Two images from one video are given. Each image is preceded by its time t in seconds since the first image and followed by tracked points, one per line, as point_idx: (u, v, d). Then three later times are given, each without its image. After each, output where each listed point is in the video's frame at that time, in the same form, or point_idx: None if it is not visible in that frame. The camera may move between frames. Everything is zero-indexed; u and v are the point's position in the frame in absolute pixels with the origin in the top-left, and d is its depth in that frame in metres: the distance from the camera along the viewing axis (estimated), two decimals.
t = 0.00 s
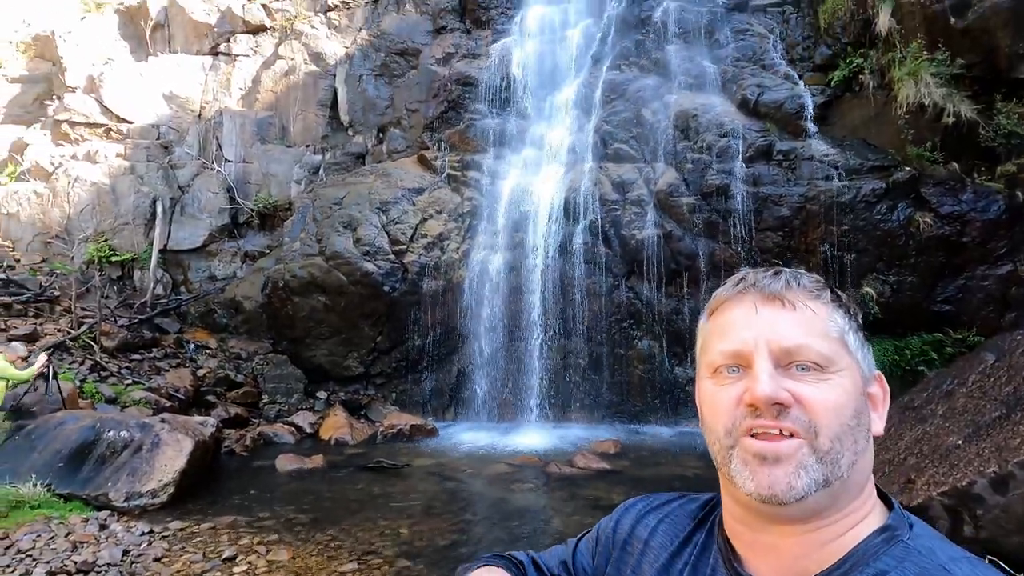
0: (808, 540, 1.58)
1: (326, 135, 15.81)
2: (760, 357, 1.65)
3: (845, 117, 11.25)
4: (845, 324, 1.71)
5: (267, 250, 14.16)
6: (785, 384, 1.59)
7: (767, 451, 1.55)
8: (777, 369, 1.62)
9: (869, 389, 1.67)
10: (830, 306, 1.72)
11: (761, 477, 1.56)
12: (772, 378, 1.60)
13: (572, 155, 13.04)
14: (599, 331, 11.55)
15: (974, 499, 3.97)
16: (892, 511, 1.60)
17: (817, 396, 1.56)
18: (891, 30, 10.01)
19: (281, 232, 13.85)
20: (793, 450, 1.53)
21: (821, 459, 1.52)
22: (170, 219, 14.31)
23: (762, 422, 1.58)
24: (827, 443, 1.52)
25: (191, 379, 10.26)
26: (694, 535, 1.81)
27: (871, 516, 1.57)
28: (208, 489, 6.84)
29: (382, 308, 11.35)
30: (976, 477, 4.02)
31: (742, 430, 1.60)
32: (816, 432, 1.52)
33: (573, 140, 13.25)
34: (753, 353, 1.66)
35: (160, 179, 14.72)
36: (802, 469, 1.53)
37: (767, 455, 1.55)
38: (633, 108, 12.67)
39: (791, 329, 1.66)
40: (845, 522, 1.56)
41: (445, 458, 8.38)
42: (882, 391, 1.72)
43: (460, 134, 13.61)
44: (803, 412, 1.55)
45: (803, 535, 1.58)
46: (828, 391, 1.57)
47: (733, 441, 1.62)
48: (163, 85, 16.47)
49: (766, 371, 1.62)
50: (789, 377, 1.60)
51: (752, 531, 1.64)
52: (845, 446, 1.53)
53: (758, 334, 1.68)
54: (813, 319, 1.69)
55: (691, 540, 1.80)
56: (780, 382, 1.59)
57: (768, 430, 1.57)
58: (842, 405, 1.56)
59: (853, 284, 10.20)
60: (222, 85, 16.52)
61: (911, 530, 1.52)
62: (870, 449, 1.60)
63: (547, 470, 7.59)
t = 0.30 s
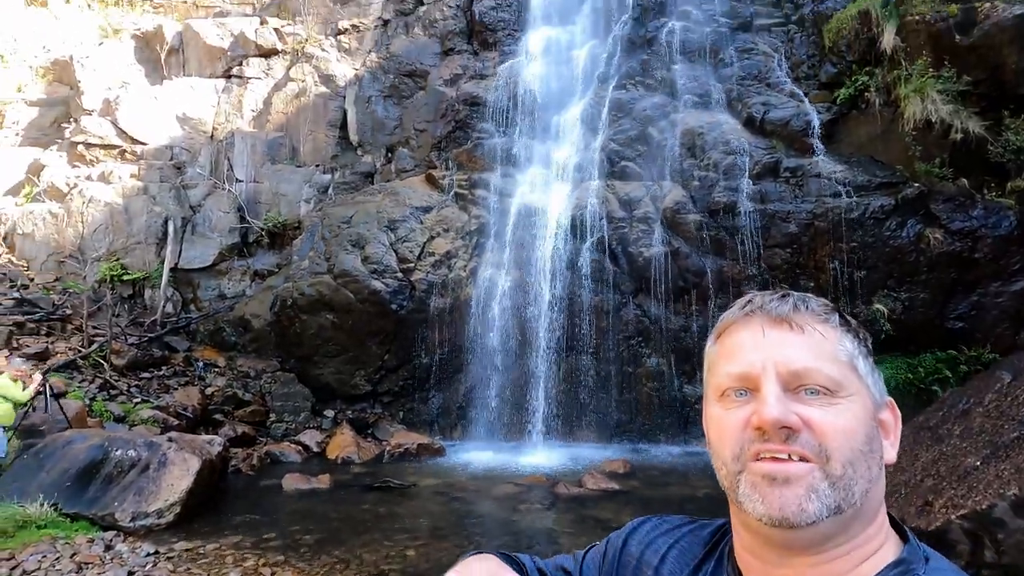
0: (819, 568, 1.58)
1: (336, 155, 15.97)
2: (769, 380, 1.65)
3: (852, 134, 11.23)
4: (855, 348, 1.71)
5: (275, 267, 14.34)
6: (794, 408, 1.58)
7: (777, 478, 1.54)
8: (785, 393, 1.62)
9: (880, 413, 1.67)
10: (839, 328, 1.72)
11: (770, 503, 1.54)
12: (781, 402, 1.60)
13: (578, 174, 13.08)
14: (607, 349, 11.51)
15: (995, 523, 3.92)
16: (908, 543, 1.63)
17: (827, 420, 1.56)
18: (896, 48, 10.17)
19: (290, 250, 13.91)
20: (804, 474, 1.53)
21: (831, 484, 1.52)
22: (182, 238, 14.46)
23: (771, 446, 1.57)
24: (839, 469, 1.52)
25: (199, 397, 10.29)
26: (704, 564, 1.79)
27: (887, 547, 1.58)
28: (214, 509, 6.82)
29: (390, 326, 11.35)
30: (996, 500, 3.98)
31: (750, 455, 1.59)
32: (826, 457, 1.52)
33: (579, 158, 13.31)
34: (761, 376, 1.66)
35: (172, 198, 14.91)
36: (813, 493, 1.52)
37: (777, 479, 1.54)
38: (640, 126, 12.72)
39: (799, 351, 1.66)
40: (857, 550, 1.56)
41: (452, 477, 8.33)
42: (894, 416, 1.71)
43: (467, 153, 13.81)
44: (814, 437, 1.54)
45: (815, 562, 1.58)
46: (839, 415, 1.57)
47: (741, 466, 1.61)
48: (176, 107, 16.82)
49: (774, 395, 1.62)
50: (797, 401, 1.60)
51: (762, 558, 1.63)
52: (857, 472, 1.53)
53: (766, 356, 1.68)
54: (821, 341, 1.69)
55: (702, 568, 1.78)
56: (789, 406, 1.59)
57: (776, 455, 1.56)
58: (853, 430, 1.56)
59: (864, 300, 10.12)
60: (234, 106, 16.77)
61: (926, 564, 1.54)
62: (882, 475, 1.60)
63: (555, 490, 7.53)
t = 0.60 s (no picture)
0: None
1: (345, 175, 16.12)
2: (777, 410, 1.71)
3: (858, 152, 11.23)
4: (862, 379, 1.78)
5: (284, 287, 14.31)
6: (802, 438, 1.64)
7: (787, 508, 1.58)
8: (795, 424, 1.68)
9: (890, 443, 1.73)
10: (846, 359, 1.80)
11: (780, 533, 1.58)
12: (789, 432, 1.66)
13: (585, 192, 13.08)
14: (615, 368, 11.45)
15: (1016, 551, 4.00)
16: None
17: (836, 451, 1.61)
18: (901, 67, 10.32)
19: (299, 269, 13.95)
20: (814, 504, 1.57)
21: (841, 513, 1.56)
22: (192, 257, 14.61)
23: (781, 478, 1.62)
24: (849, 501, 1.57)
25: (206, 417, 10.31)
26: None
27: None
28: (220, 531, 6.80)
29: (397, 345, 11.33)
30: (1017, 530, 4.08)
31: (760, 485, 1.63)
32: (836, 488, 1.56)
33: (585, 178, 13.38)
34: (769, 407, 1.72)
35: (184, 219, 15.09)
36: (824, 524, 1.56)
37: (786, 509, 1.59)
38: (646, 145, 12.77)
39: (806, 382, 1.73)
40: None
41: (459, 498, 8.30)
42: (906, 449, 1.77)
43: (474, 173, 13.92)
44: (823, 467, 1.59)
45: None
46: (847, 446, 1.63)
47: (749, 498, 1.65)
48: (188, 129, 17.06)
49: (783, 426, 1.67)
50: (806, 432, 1.66)
51: None
52: (866, 503, 1.57)
53: (774, 386, 1.74)
54: (829, 372, 1.76)
55: None
56: (798, 437, 1.64)
57: (787, 487, 1.60)
58: (861, 461, 1.60)
59: (875, 318, 10.04)
60: (245, 129, 16.99)
61: None
62: (892, 508, 1.63)
63: (563, 512, 7.46)
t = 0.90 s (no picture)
0: None
1: (353, 196, 16.24)
2: (782, 432, 1.68)
3: (863, 170, 11.22)
4: (868, 400, 1.75)
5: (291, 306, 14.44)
6: (808, 462, 1.61)
7: (793, 534, 1.56)
8: (800, 447, 1.66)
9: (899, 466, 1.71)
10: (850, 380, 1.78)
11: (787, 561, 1.55)
12: (794, 456, 1.63)
13: (590, 212, 13.21)
14: (623, 388, 11.37)
15: None
16: None
17: (843, 475, 1.58)
18: (905, 86, 10.43)
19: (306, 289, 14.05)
20: (820, 530, 1.55)
21: (849, 539, 1.53)
22: (201, 278, 14.71)
23: (787, 502, 1.59)
24: (858, 527, 1.54)
25: (210, 438, 10.33)
26: None
27: None
28: (223, 554, 6.76)
29: (403, 364, 11.28)
30: None
31: (766, 511, 1.61)
32: (843, 513, 1.54)
33: (591, 198, 13.44)
34: (774, 429, 1.70)
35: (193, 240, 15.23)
36: (832, 551, 1.54)
37: (794, 535, 1.56)
38: (651, 165, 12.82)
39: (812, 403, 1.71)
40: None
41: (464, 521, 8.21)
42: (914, 472, 1.74)
43: (480, 193, 14.01)
44: (830, 492, 1.56)
45: None
46: (854, 470, 1.60)
47: (755, 524, 1.62)
48: (200, 151, 17.32)
49: (789, 449, 1.65)
50: (811, 454, 1.64)
51: None
52: (875, 529, 1.55)
53: (779, 408, 1.72)
54: (834, 394, 1.74)
55: None
56: (803, 460, 1.62)
57: (793, 512, 1.58)
58: (869, 485, 1.58)
59: (885, 337, 9.93)
60: (254, 151, 17.15)
61: None
62: (902, 534, 1.60)
63: (570, 536, 7.37)
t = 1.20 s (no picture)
0: None
1: (361, 216, 16.36)
2: (793, 453, 1.65)
3: (869, 189, 11.28)
4: (881, 424, 1.73)
5: (300, 325, 14.49)
6: (820, 484, 1.58)
7: (807, 559, 1.52)
8: (813, 469, 1.62)
9: (913, 492, 1.68)
10: (863, 403, 1.76)
11: None
12: (806, 477, 1.60)
13: (597, 231, 13.22)
14: (631, 409, 11.26)
15: None
16: None
17: (856, 499, 1.55)
18: (910, 105, 10.58)
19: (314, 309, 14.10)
20: (833, 555, 1.51)
21: (863, 564, 1.49)
22: (210, 298, 14.80)
23: (799, 526, 1.56)
24: (872, 553, 1.50)
25: (218, 458, 10.33)
26: None
27: None
28: None
29: (410, 384, 11.27)
30: None
31: (777, 534, 1.57)
32: (857, 538, 1.51)
33: (597, 217, 13.46)
34: (786, 450, 1.67)
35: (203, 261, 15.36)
36: None
37: (807, 559, 1.52)
38: (657, 184, 12.86)
39: (824, 424, 1.69)
40: None
41: (471, 544, 8.12)
42: (930, 499, 1.71)
43: (488, 213, 14.04)
44: (843, 516, 1.53)
45: None
46: (867, 494, 1.57)
47: (767, 548, 1.58)
48: (211, 174, 17.55)
49: (801, 470, 1.62)
50: (824, 477, 1.60)
51: None
52: (890, 555, 1.51)
53: (791, 430, 1.70)
54: (846, 416, 1.72)
55: None
56: (816, 482, 1.59)
57: (806, 536, 1.54)
58: (883, 510, 1.55)
59: (897, 356, 9.85)
60: (265, 173, 17.36)
61: None
62: (918, 562, 1.56)
63: (579, 559, 7.28)
